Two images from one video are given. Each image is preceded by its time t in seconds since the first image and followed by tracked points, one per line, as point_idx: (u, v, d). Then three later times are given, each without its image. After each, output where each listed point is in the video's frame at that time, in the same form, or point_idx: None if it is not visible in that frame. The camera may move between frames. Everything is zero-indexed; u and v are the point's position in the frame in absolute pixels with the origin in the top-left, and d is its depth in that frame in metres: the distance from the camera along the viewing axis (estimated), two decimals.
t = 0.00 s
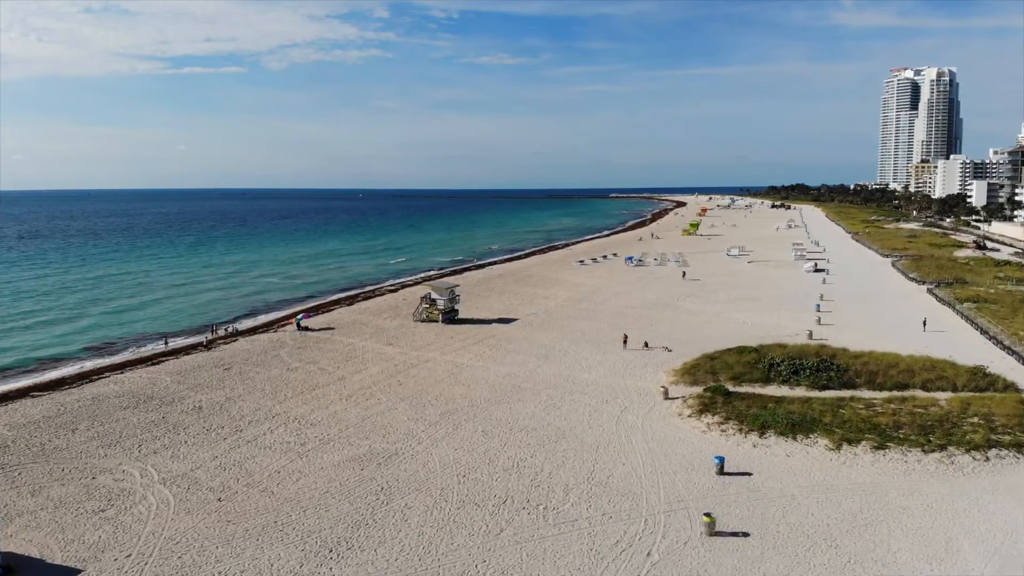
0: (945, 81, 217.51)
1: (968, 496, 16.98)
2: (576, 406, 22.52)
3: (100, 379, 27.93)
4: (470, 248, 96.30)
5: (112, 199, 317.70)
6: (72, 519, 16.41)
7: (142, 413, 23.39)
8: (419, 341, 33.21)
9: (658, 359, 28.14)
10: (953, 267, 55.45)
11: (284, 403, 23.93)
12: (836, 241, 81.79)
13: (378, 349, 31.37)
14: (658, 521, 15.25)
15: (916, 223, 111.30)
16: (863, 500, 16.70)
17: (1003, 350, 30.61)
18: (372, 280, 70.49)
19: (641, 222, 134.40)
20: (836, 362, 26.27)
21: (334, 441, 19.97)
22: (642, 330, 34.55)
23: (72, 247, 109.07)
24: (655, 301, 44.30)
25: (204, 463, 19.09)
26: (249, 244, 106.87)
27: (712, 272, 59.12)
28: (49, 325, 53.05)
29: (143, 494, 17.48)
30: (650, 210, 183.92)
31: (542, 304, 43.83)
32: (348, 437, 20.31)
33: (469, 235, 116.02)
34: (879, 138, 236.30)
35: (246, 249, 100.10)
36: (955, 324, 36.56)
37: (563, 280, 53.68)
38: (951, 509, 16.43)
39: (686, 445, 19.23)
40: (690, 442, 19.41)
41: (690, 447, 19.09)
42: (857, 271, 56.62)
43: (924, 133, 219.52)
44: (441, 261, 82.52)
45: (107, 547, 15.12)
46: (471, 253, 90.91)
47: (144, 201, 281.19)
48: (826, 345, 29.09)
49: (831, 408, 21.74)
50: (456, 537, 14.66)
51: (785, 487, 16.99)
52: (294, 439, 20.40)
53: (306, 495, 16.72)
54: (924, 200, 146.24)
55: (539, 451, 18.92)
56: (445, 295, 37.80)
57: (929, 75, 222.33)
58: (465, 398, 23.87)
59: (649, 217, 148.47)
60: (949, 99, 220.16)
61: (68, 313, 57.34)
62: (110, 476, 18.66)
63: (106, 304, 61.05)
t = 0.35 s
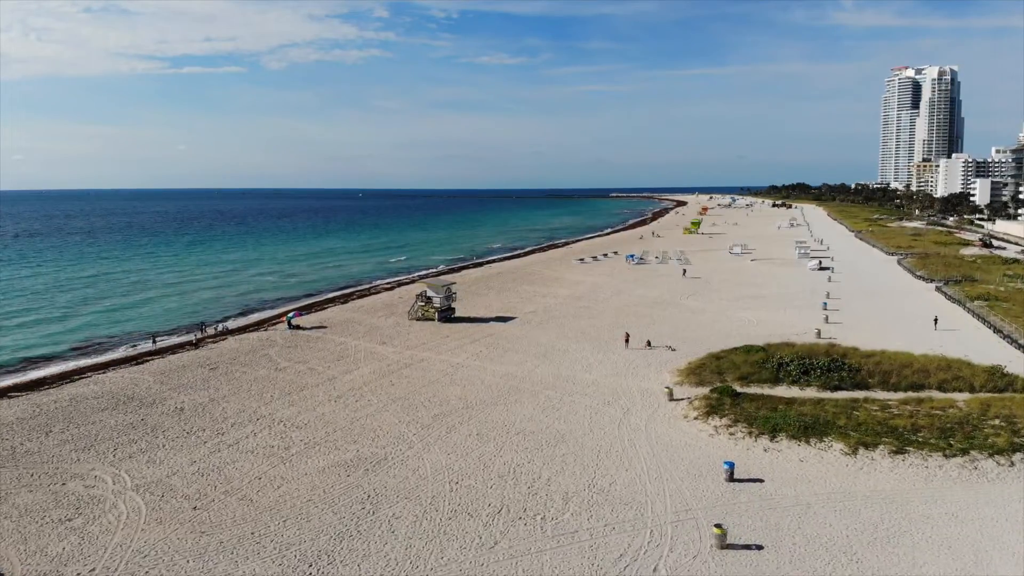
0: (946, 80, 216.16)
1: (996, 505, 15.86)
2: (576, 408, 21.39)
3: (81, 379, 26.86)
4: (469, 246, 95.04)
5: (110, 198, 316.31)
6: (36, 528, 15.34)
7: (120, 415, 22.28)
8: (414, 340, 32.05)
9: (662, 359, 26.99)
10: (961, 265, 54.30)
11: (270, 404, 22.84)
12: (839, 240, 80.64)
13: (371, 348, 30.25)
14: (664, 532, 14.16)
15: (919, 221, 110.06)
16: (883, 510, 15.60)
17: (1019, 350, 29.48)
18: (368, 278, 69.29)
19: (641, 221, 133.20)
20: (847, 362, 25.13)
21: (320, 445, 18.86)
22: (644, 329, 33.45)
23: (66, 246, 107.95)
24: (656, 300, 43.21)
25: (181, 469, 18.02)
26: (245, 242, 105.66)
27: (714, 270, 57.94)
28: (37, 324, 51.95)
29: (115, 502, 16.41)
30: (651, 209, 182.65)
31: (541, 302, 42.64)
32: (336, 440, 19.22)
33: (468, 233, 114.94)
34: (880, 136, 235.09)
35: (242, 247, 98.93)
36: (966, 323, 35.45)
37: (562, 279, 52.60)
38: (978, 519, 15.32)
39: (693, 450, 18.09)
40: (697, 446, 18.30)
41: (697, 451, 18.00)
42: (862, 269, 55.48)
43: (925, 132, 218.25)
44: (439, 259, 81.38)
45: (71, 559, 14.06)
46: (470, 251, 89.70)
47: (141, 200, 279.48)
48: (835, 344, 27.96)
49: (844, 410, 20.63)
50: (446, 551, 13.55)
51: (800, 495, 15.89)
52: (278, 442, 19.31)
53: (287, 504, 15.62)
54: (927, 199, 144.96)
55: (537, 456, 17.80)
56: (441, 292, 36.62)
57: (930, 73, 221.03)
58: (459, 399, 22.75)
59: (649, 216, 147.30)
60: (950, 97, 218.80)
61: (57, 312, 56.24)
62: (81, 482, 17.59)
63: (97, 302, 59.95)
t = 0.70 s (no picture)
0: (948, 78, 214.69)
1: None
2: (576, 409, 20.17)
3: (58, 379, 25.65)
4: (467, 245, 93.76)
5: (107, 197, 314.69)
6: None
7: (94, 418, 21.06)
8: (408, 338, 30.78)
9: (666, 358, 25.75)
10: (969, 263, 53.07)
11: (253, 406, 21.61)
12: (843, 238, 79.42)
13: (362, 347, 29.04)
14: (673, 547, 12.96)
15: (922, 220, 108.58)
16: (909, 522, 14.40)
17: None
18: (364, 276, 67.97)
19: (641, 220, 131.82)
20: (861, 361, 23.97)
21: (302, 450, 17.65)
22: (646, 327, 32.22)
23: (59, 244, 106.62)
24: (659, 297, 42.01)
25: (153, 476, 16.83)
26: (241, 241, 104.41)
27: (717, 268, 56.70)
28: (24, 323, 50.70)
29: (78, 513, 15.21)
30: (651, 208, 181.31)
31: (539, 300, 41.37)
32: (320, 445, 18.01)
33: (466, 232, 113.69)
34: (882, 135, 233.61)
35: (238, 246, 97.63)
36: (980, 321, 34.25)
37: (562, 276, 51.36)
38: (1013, 530, 14.11)
39: (702, 455, 16.88)
40: (706, 451, 17.10)
41: (706, 457, 16.80)
42: (868, 267, 54.27)
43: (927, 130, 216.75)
44: (436, 258, 80.11)
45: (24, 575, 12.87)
46: (468, 250, 88.48)
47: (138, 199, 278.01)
48: (846, 343, 26.74)
49: (860, 412, 19.43)
50: (434, 568, 12.33)
51: (818, 506, 14.70)
52: (258, 447, 18.12)
53: (263, 515, 14.42)
54: (929, 198, 143.50)
55: (534, 462, 16.60)
56: (436, 289, 35.24)
57: (932, 72, 219.39)
58: (454, 400, 21.53)
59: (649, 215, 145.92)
60: (953, 95, 217.25)
61: (45, 310, 54.96)
62: (45, 490, 16.38)
63: (87, 301, 58.68)
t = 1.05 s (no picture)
0: (949, 77, 213.33)
1: None
2: (576, 411, 19.08)
3: (35, 379, 24.55)
4: (466, 243, 92.58)
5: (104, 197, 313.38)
6: None
7: (68, 420, 20.00)
8: (402, 336, 29.62)
9: (670, 358, 24.62)
10: (978, 260, 51.93)
11: (236, 407, 20.54)
12: (846, 236, 78.21)
13: (355, 346, 27.90)
14: (682, 563, 11.89)
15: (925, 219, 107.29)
16: (937, 534, 13.30)
17: None
18: (361, 274, 66.80)
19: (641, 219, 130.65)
20: (875, 360, 22.85)
21: (284, 455, 16.56)
22: (649, 326, 31.10)
23: (53, 243, 105.44)
24: (661, 296, 40.88)
25: (124, 483, 15.78)
26: (238, 239, 103.34)
27: (720, 266, 55.51)
28: (10, 322, 49.55)
29: (39, 522, 14.15)
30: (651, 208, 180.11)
31: (538, 298, 40.24)
32: (304, 450, 16.93)
33: (465, 230, 112.54)
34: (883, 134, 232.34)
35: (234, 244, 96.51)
36: (993, 318, 33.14)
37: (562, 274, 50.23)
38: None
39: (711, 461, 15.78)
40: (715, 457, 16.00)
41: (715, 462, 15.73)
42: (874, 265, 53.13)
43: (928, 129, 215.45)
44: (433, 256, 78.97)
45: None
46: (466, 248, 87.30)
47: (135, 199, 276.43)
48: (858, 342, 25.63)
49: (878, 415, 18.33)
50: None
51: (838, 517, 13.61)
52: (238, 452, 17.05)
53: (237, 526, 13.35)
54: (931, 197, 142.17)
55: (532, 469, 15.51)
56: (432, 287, 33.92)
57: (933, 71, 218.14)
58: (447, 402, 20.43)
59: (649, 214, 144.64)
60: (954, 94, 215.90)
61: (34, 309, 53.80)
62: (7, 497, 15.32)
63: (77, 299, 57.52)
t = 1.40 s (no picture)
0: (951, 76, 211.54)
1: None
2: (577, 414, 17.86)
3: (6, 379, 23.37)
4: (464, 242, 91.30)
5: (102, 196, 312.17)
6: None
7: (35, 422, 18.82)
8: (394, 334, 28.38)
9: (674, 357, 23.42)
10: (987, 257, 50.61)
11: (215, 409, 19.35)
12: (850, 234, 76.90)
13: (345, 344, 26.67)
14: None
15: (928, 217, 105.80)
16: (974, 549, 12.08)
17: None
18: (357, 272, 65.59)
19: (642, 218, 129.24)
20: (892, 360, 21.64)
21: (262, 462, 15.38)
22: (652, 324, 29.87)
23: (46, 241, 104.22)
24: (663, 293, 39.68)
25: (87, 491, 14.61)
26: (234, 237, 102.21)
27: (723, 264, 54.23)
28: None
29: None
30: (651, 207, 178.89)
31: (538, 296, 38.98)
32: (283, 456, 15.73)
33: (464, 229, 111.25)
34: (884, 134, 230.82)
35: (229, 242, 95.30)
36: (1009, 316, 31.90)
37: (562, 272, 49.00)
38: None
39: (723, 469, 14.58)
40: (727, 465, 14.80)
41: (727, 470, 14.53)
42: (881, 262, 51.87)
43: (929, 128, 213.81)
44: (431, 254, 77.68)
45: None
46: (464, 247, 86.08)
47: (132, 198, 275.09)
48: (873, 341, 24.37)
49: (899, 418, 17.10)
50: None
51: (864, 532, 12.41)
52: (212, 458, 15.91)
53: (204, 541, 12.18)
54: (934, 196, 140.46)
55: (528, 477, 14.30)
56: (427, 284, 32.60)
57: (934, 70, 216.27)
58: (440, 404, 19.20)
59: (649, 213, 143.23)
60: (956, 93, 214.32)
61: (21, 307, 52.57)
62: None
63: (66, 298, 56.29)
